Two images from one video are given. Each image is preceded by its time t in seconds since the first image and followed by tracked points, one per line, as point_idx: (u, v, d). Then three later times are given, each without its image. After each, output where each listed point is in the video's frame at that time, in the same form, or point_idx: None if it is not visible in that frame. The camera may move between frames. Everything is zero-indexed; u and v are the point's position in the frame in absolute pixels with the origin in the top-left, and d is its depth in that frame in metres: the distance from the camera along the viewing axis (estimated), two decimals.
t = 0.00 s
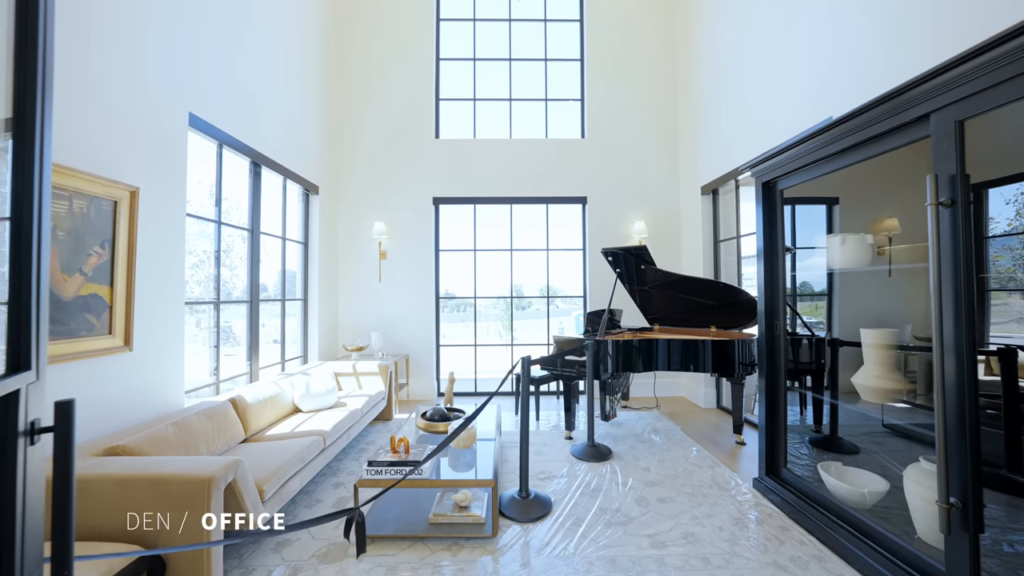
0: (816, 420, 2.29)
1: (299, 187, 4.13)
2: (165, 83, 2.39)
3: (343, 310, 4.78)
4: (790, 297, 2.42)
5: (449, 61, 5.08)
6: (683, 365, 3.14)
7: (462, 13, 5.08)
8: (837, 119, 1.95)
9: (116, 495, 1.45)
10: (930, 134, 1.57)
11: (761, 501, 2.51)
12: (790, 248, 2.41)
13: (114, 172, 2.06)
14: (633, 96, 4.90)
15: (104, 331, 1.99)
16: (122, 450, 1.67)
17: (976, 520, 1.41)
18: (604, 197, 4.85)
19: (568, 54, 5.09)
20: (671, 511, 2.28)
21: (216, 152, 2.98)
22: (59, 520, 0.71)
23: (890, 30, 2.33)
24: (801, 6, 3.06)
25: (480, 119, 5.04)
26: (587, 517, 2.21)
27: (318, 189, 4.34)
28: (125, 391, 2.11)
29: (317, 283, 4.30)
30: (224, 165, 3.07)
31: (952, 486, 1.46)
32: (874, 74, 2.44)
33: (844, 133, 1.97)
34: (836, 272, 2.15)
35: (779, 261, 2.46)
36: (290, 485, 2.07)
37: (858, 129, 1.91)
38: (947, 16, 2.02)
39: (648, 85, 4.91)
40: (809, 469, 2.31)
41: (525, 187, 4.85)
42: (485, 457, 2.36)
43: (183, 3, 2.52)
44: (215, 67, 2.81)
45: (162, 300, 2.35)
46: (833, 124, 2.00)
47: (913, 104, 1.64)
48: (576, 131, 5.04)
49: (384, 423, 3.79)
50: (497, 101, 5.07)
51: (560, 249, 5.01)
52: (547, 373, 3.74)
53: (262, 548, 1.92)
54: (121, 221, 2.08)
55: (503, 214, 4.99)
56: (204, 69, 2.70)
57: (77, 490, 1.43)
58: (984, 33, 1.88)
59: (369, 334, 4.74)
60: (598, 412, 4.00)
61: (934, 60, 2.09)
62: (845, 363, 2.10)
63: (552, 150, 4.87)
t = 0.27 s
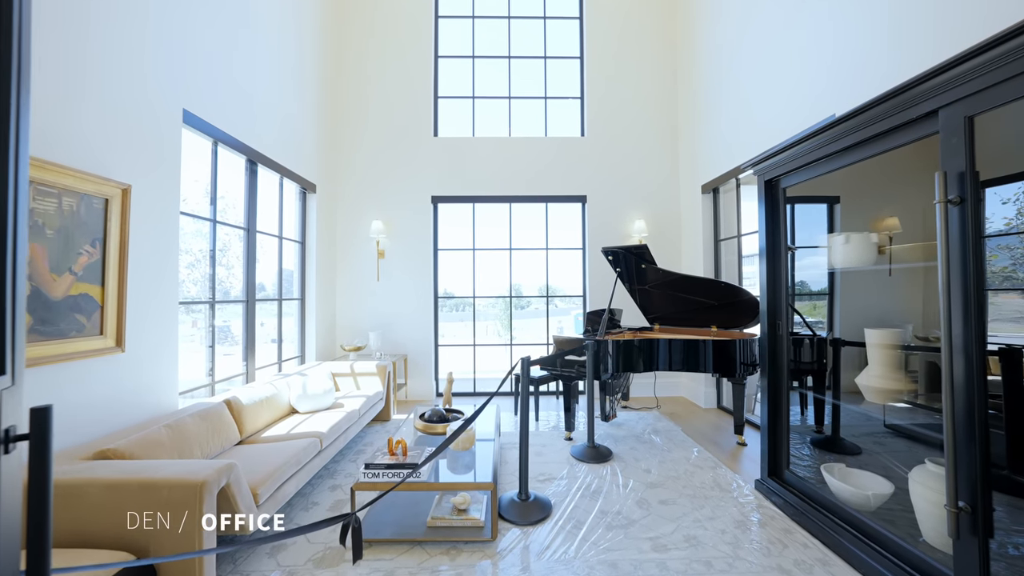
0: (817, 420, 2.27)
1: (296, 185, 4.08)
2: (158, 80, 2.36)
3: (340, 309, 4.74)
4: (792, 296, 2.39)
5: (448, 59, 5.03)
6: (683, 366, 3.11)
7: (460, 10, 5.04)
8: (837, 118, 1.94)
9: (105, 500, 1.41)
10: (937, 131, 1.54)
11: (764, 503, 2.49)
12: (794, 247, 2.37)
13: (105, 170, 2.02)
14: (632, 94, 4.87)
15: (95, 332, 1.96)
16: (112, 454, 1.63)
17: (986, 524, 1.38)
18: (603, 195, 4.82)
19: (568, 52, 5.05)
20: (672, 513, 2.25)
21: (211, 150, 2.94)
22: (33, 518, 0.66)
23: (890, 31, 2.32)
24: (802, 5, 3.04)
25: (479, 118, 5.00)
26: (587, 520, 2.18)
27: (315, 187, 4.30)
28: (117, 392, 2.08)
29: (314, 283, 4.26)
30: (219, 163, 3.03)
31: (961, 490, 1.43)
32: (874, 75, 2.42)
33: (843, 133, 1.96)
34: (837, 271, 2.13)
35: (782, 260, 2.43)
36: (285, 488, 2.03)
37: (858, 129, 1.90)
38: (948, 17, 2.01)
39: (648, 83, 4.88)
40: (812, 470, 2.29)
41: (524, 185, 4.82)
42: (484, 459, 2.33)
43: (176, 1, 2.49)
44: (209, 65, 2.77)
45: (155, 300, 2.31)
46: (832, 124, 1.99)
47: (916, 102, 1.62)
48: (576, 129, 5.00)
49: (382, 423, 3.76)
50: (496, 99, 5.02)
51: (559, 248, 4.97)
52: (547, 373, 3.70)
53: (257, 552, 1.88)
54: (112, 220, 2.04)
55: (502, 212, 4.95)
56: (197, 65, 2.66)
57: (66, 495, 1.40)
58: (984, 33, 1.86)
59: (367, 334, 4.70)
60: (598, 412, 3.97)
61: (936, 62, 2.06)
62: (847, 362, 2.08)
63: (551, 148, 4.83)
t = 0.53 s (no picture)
0: (819, 422, 2.24)
1: (294, 185, 4.05)
2: (153, 79, 2.33)
3: (339, 310, 4.70)
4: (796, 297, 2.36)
5: (447, 58, 5.00)
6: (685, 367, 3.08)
7: (460, 9, 5.01)
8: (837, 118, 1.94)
9: (96, 505, 1.38)
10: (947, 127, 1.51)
11: (768, 506, 2.45)
12: (797, 246, 2.34)
13: (97, 168, 1.99)
14: (633, 94, 4.84)
15: (88, 333, 1.92)
16: (104, 458, 1.61)
17: (998, 530, 1.35)
18: (604, 195, 4.79)
19: (568, 51, 5.03)
20: (674, 517, 2.22)
21: (207, 149, 2.90)
22: (10, 528, 0.70)
23: (892, 31, 2.31)
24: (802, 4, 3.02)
25: (478, 117, 4.97)
26: (589, 524, 2.15)
27: (313, 187, 4.26)
28: (111, 394, 2.05)
29: (313, 283, 4.22)
30: (215, 162, 3.00)
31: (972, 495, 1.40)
32: (875, 75, 2.42)
33: (844, 133, 1.95)
34: (839, 272, 2.11)
35: (785, 260, 2.39)
36: (281, 492, 1.99)
37: (859, 129, 1.90)
38: (949, 15, 2.02)
39: (649, 82, 4.85)
40: (816, 472, 2.25)
41: (524, 185, 4.79)
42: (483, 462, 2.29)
43: None
44: (206, 63, 2.75)
45: (149, 301, 2.28)
46: (831, 124, 1.99)
47: (918, 102, 1.62)
48: (576, 129, 4.98)
49: (380, 425, 3.72)
50: (495, 98, 4.99)
51: (559, 248, 4.94)
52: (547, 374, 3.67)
53: (252, 558, 1.85)
54: (105, 219, 2.00)
55: (502, 212, 4.92)
56: (195, 64, 2.64)
57: (55, 500, 1.37)
58: (985, 32, 1.89)
59: (366, 334, 4.66)
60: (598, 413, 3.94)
61: (935, 60, 2.09)
62: (851, 363, 2.06)
63: (551, 148, 4.81)
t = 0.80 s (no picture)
0: (821, 423, 2.22)
1: (292, 184, 4.02)
2: (149, 76, 2.31)
3: (337, 310, 4.67)
4: (799, 297, 2.33)
5: (447, 56, 4.98)
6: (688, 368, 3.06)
7: (460, 8, 4.98)
8: (838, 118, 1.93)
9: (86, 510, 1.35)
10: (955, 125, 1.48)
11: (770, 509, 2.42)
12: (800, 247, 2.31)
13: (89, 165, 1.95)
14: (633, 93, 4.82)
15: (80, 333, 1.89)
16: (95, 461, 1.57)
17: (1009, 536, 1.32)
18: (604, 195, 4.77)
19: (568, 50, 5.00)
20: (676, 520, 2.19)
21: (204, 147, 2.87)
22: None
23: (892, 31, 2.29)
24: (802, 5, 3.00)
25: (478, 116, 4.94)
26: (589, 527, 2.12)
27: (312, 186, 4.23)
28: (106, 395, 2.03)
29: (311, 283, 4.19)
30: (213, 161, 2.97)
31: (982, 499, 1.37)
32: (875, 75, 2.41)
33: (845, 133, 1.94)
34: (840, 272, 2.09)
35: (789, 260, 2.37)
36: (277, 495, 1.96)
37: (859, 128, 1.89)
38: (949, 15, 2.00)
39: (649, 82, 4.82)
40: (819, 475, 2.23)
41: (524, 185, 4.77)
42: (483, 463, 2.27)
43: None
44: (203, 61, 2.72)
45: (145, 300, 2.25)
46: (831, 124, 1.99)
47: (917, 102, 1.62)
48: (576, 128, 4.95)
49: (379, 426, 3.69)
50: (495, 97, 4.97)
51: (559, 248, 4.92)
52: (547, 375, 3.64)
53: (247, 562, 1.82)
54: (98, 217, 1.97)
55: (501, 212, 4.89)
56: (192, 63, 2.62)
57: (44, 505, 1.34)
58: (984, 33, 1.86)
59: (364, 335, 4.63)
60: (599, 414, 3.91)
61: (936, 61, 2.07)
62: (853, 364, 2.04)
63: (551, 147, 4.78)
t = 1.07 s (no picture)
0: (824, 424, 2.20)
1: (290, 183, 3.99)
2: (145, 74, 2.28)
3: (336, 310, 4.64)
4: (803, 297, 2.30)
5: (447, 55, 4.95)
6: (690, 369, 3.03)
7: (459, 6, 4.95)
8: (840, 117, 1.91)
9: (77, 515, 1.32)
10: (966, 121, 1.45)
11: (774, 512, 2.39)
12: (804, 246, 2.28)
13: (83, 163, 1.93)
14: (634, 91, 4.79)
15: (74, 334, 1.86)
16: (89, 464, 1.54)
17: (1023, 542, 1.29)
18: (604, 194, 4.74)
19: (568, 48, 4.98)
20: (678, 523, 2.16)
21: (201, 146, 2.84)
22: None
23: (893, 30, 2.27)
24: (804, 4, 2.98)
25: (478, 115, 4.91)
26: (591, 530, 2.09)
27: (311, 185, 4.21)
28: (102, 395, 2.00)
29: (310, 283, 4.17)
30: (210, 159, 2.94)
31: (995, 504, 1.34)
32: (876, 76, 2.39)
33: (846, 132, 1.93)
34: (842, 272, 2.08)
35: (793, 259, 2.33)
36: (275, 498, 1.93)
37: (861, 127, 1.87)
38: (950, 15, 1.98)
39: (650, 81, 4.80)
40: (824, 477, 2.20)
41: (525, 184, 4.74)
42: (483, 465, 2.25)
43: None
44: (201, 60, 2.70)
45: (141, 300, 2.23)
46: (831, 124, 1.98)
47: (918, 101, 1.62)
48: (576, 127, 4.93)
49: (379, 427, 3.66)
50: (495, 96, 4.94)
51: (560, 248, 4.89)
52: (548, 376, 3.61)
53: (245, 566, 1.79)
54: (93, 215, 1.95)
55: (501, 211, 4.87)
56: (189, 61, 2.60)
57: (35, 509, 1.31)
58: (984, 33, 1.84)
59: (364, 335, 4.60)
60: (599, 415, 3.89)
61: (936, 62, 2.05)
62: (857, 364, 2.02)
63: (551, 147, 4.75)
